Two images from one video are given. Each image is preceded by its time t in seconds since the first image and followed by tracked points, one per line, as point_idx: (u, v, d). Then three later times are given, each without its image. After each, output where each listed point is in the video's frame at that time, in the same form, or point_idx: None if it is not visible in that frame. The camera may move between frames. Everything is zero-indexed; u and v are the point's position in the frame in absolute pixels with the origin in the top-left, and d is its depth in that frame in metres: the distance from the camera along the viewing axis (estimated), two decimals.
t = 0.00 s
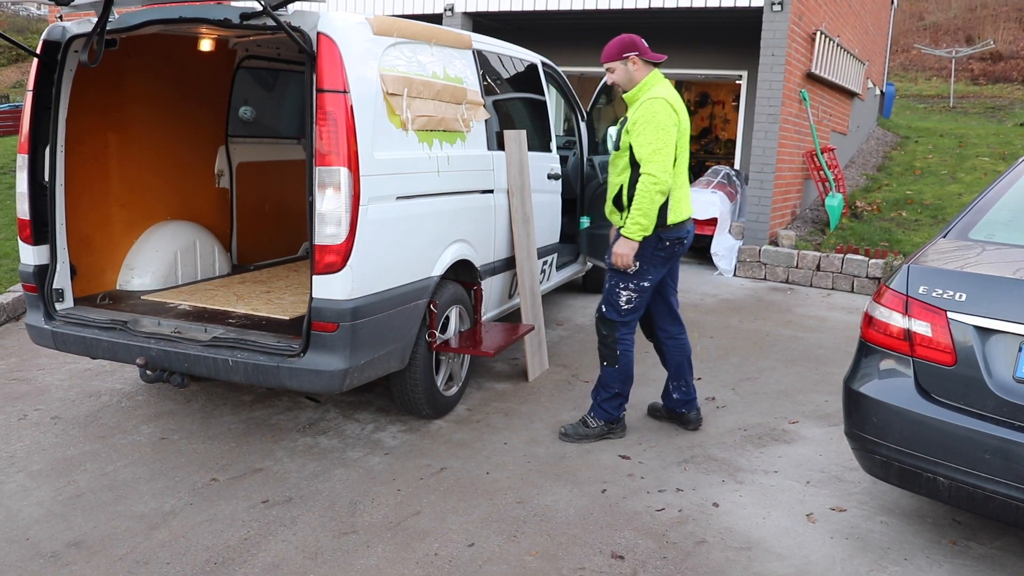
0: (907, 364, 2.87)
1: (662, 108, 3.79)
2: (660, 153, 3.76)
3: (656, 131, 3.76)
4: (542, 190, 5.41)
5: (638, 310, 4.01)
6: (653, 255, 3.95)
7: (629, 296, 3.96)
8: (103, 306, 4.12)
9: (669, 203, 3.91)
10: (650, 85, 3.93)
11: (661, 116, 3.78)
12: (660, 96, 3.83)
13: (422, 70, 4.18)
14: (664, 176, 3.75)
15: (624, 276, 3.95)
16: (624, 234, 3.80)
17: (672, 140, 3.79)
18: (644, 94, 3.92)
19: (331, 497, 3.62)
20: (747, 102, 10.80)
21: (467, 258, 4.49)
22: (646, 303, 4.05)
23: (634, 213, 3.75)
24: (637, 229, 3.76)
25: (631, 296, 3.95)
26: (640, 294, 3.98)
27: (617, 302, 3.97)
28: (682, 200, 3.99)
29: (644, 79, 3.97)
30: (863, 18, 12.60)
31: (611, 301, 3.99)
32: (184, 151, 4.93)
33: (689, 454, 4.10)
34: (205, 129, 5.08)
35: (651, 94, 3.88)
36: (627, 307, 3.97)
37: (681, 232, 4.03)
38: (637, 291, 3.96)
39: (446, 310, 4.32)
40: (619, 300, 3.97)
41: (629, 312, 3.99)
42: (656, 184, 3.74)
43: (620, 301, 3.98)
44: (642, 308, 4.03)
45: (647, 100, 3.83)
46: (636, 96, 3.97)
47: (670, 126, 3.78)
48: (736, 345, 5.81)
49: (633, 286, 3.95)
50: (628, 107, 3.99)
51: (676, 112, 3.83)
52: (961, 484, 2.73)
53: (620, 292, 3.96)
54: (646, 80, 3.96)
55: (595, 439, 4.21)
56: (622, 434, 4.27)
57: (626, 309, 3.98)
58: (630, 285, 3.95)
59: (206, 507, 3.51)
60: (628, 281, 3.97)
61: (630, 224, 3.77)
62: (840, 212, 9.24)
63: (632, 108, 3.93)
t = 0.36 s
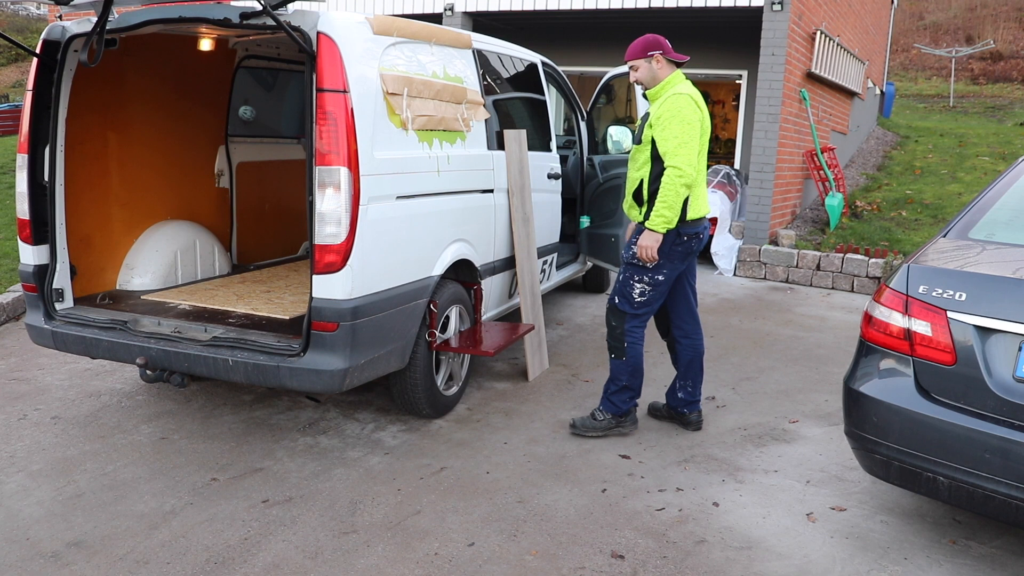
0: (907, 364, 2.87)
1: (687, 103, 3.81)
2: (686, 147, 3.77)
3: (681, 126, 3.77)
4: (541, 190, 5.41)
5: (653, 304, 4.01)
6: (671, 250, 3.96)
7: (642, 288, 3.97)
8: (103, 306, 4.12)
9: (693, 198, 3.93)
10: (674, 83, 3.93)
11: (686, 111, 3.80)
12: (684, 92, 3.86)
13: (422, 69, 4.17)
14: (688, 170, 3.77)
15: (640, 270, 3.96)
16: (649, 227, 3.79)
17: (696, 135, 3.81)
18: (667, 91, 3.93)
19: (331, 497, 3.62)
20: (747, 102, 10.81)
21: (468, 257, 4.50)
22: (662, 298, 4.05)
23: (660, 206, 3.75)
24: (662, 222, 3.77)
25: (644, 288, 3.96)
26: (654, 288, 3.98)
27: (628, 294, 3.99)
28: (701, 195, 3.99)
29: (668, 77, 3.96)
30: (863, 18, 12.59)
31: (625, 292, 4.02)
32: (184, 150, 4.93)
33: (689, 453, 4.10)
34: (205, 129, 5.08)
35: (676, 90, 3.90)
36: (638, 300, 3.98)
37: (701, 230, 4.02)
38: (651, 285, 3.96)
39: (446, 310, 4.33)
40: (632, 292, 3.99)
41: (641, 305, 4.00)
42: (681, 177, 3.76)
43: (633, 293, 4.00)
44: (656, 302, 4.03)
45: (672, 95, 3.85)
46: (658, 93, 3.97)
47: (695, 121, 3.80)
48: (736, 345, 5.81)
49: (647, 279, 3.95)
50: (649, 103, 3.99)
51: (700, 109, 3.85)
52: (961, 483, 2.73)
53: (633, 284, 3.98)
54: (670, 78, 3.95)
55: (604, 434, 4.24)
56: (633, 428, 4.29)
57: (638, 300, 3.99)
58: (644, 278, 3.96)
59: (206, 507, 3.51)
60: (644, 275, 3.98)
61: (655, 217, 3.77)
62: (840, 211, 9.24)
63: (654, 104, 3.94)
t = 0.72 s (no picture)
0: (907, 363, 2.87)
1: (670, 108, 3.82)
2: (672, 153, 3.80)
3: (666, 132, 3.79)
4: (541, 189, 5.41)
5: (638, 309, 4.04)
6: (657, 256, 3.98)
7: (628, 294, 4.00)
8: (103, 306, 4.12)
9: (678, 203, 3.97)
10: (655, 84, 3.94)
11: (670, 116, 3.81)
12: (666, 96, 3.87)
13: (422, 68, 4.17)
14: (676, 177, 3.80)
15: (625, 276, 3.97)
16: (642, 238, 3.81)
17: (680, 140, 3.84)
18: (648, 94, 3.94)
19: (331, 497, 3.62)
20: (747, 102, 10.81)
21: (468, 256, 4.50)
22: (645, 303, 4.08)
23: (652, 215, 3.78)
24: (655, 232, 3.79)
25: (631, 294, 3.99)
26: (640, 293, 4.00)
27: (616, 300, 4.00)
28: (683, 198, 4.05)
29: (647, 79, 3.98)
30: (863, 17, 12.58)
31: (610, 298, 4.02)
32: (184, 149, 4.93)
33: (689, 453, 4.10)
34: (205, 128, 5.08)
35: (657, 94, 3.90)
36: (626, 306, 4.00)
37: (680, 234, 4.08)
38: (637, 290, 3.99)
39: (446, 309, 4.33)
40: (618, 298, 4.01)
41: (628, 311, 4.02)
42: (670, 185, 3.79)
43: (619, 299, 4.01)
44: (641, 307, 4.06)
45: (655, 100, 3.85)
46: (639, 96, 3.98)
47: (678, 126, 3.82)
48: (736, 345, 5.81)
49: (633, 285, 3.97)
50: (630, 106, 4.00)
51: (682, 112, 3.86)
52: (961, 482, 2.73)
53: (620, 291, 3.99)
54: (650, 79, 3.97)
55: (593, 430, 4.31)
56: (622, 427, 4.35)
57: (624, 306, 4.01)
58: (631, 284, 3.97)
59: (206, 506, 3.51)
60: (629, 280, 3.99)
61: (648, 227, 3.79)
62: (840, 211, 9.24)
63: (636, 108, 3.95)
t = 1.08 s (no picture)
0: (907, 363, 2.87)
1: (641, 107, 3.81)
2: (638, 154, 3.79)
3: (633, 132, 3.79)
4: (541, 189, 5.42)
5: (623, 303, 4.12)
6: (638, 253, 4.04)
7: (613, 292, 4.05)
8: (104, 306, 4.12)
9: (648, 203, 3.96)
10: (627, 79, 3.94)
11: (640, 116, 3.80)
12: (638, 95, 3.84)
13: (422, 68, 4.17)
14: (641, 178, 3.79)
15: (610, 274, 4.02)
16: (600, 235, 3.85)
17: (649, 141, 3.82)
18: (621, 90, 3.93)
19: (331, 496, 3.62)
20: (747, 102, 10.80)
21: (467, 255, 4.50)
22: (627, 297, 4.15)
23: (612, 215, 3.80)
24: (613, 231, 3.82)
25: (616, 292, 4.05)
26: (624, 289, 4.07)
27: (601, 299, 4.06)
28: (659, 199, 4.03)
29: (621, 73, 3.97)
30: (863, 15, 12.58)
31: (597, 297, 4.07)
32: (184, 149, 4.94)
33: (689, 452, 4.10)
34: (205, 127, 5.09)
35: (630, 91, 3.89)
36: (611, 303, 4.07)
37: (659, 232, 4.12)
38: (621, 287, 4.05)
39: (446, 308, 4.34)
40: (604, 296, 4.06)
41: (613, 306, 4.09)
42: (633, 186, 3.78)
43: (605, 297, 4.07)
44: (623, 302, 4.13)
45: (626, 98, 3.84)
46: (613, 91, 3.98)
47: (647, 126, 3.80)
48: (736, 344, 5.81)
49: (618, 282, 4.03)
50: (604, 101, 4.00)
51: (653, 112, 3.85)
52: (961, 481, 2.73)
53: (606, 289, 4.04)
54: (623, 73, 3.96)
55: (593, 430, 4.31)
56: (622, 426, 4.35)
57: (609, 303, 4.07)
58: (615, 283, 4.03)
59: (206, 506, 3.51)
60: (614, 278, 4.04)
61: (607, 226, 3.82)
62: (839, 210, 9.23)
63: (609, 104, 3.94)
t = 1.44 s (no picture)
0: (907, 362, 2.87)
1: (624, 108, 3.79)
2: (623, 156, 3.78)
3: (618, 134, 3.77)
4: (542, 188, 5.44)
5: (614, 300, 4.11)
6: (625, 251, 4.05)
7: (605, 290, 4.03)
8: (104, 305, 4.12)
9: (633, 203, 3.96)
10: (607, 79, 3.94)
11: (623, 116, 3.79)
12: (621, 95, 3.83)
13: (422, 67, 4.17)
14: (628, 179, 3.78)
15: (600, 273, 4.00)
16: (591, 239, 3.84)
17: (634, 142, 3.82)
18: (603, 90, 3.92)
19: (331, 495, 3.63)
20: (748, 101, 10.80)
21: (467, 255, 4.50)
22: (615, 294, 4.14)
23: (602, 218, 3.79)
24: (604, 234, 3.81)
25: (607, 290, 4.03)
26: (613, 287, 4.05)
27: (593, 298, 4.04)
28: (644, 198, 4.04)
29: (601, 72, 3.98)
30: (863, 15, 12.58)
31: (589, 296, 4.06)
32: (184, 148, 4.94)
33: (689, 451, 4.10)
34: (205, 126, 5.09)
35: (612, 91, 3.87)
36: (603, 301, 4.05)
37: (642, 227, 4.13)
38: (611, 285, 4.03)
39: (446, 308, 4.34)
40: (595, 295, 4.04)
41: (605, 304, 4.08)
42: (620, 188, 3.77)
43: (597, 295, 4.05)
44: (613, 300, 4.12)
45: (609, 99, 3.82)
46: (594, 91, 3.98)
47: (631, 126, 3.80)
48: (736, 343, 5.82)
49: (608, 280, 4.01)
50: (585, 102, 3.98)
51: (636, 111, 3.84)
52: (961, 481, 2.73)
53: (597, 288, 4.02)
54: (603, 72, 3.97)
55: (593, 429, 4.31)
56: (622, 425, 4.36)
57: (601, 302, 4.06)
58: (605, 281, 4.01)
59: (206, 505, 3.51)
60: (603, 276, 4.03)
61: (597, 229, 3.81)
62: (839, 210, 9.23)
63: (590, 104, 3.93)
